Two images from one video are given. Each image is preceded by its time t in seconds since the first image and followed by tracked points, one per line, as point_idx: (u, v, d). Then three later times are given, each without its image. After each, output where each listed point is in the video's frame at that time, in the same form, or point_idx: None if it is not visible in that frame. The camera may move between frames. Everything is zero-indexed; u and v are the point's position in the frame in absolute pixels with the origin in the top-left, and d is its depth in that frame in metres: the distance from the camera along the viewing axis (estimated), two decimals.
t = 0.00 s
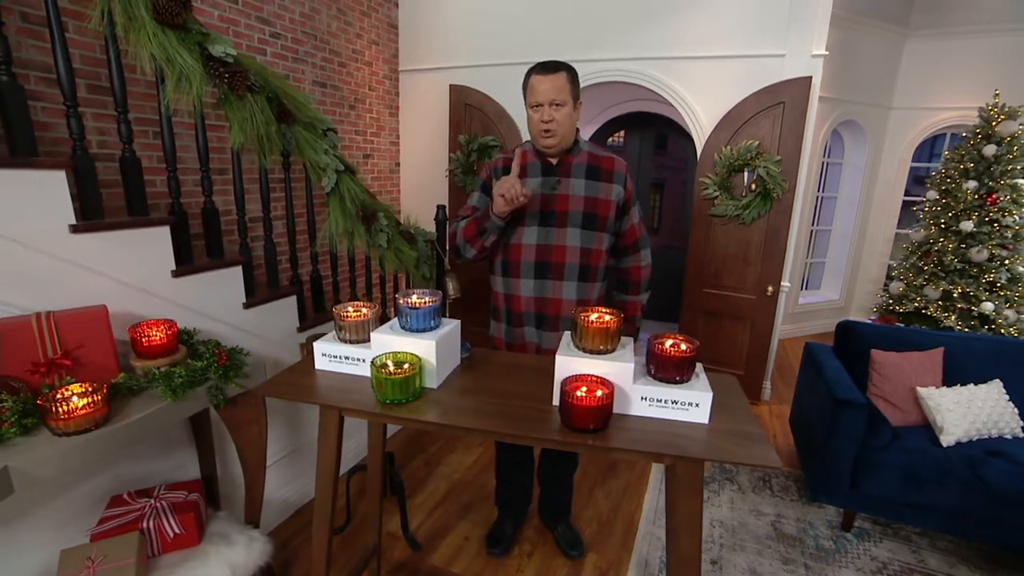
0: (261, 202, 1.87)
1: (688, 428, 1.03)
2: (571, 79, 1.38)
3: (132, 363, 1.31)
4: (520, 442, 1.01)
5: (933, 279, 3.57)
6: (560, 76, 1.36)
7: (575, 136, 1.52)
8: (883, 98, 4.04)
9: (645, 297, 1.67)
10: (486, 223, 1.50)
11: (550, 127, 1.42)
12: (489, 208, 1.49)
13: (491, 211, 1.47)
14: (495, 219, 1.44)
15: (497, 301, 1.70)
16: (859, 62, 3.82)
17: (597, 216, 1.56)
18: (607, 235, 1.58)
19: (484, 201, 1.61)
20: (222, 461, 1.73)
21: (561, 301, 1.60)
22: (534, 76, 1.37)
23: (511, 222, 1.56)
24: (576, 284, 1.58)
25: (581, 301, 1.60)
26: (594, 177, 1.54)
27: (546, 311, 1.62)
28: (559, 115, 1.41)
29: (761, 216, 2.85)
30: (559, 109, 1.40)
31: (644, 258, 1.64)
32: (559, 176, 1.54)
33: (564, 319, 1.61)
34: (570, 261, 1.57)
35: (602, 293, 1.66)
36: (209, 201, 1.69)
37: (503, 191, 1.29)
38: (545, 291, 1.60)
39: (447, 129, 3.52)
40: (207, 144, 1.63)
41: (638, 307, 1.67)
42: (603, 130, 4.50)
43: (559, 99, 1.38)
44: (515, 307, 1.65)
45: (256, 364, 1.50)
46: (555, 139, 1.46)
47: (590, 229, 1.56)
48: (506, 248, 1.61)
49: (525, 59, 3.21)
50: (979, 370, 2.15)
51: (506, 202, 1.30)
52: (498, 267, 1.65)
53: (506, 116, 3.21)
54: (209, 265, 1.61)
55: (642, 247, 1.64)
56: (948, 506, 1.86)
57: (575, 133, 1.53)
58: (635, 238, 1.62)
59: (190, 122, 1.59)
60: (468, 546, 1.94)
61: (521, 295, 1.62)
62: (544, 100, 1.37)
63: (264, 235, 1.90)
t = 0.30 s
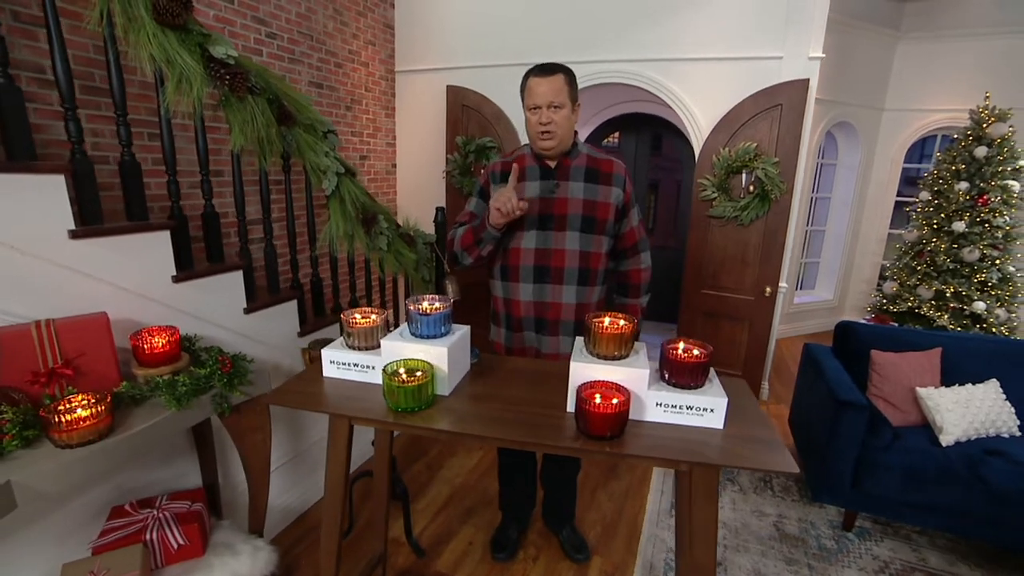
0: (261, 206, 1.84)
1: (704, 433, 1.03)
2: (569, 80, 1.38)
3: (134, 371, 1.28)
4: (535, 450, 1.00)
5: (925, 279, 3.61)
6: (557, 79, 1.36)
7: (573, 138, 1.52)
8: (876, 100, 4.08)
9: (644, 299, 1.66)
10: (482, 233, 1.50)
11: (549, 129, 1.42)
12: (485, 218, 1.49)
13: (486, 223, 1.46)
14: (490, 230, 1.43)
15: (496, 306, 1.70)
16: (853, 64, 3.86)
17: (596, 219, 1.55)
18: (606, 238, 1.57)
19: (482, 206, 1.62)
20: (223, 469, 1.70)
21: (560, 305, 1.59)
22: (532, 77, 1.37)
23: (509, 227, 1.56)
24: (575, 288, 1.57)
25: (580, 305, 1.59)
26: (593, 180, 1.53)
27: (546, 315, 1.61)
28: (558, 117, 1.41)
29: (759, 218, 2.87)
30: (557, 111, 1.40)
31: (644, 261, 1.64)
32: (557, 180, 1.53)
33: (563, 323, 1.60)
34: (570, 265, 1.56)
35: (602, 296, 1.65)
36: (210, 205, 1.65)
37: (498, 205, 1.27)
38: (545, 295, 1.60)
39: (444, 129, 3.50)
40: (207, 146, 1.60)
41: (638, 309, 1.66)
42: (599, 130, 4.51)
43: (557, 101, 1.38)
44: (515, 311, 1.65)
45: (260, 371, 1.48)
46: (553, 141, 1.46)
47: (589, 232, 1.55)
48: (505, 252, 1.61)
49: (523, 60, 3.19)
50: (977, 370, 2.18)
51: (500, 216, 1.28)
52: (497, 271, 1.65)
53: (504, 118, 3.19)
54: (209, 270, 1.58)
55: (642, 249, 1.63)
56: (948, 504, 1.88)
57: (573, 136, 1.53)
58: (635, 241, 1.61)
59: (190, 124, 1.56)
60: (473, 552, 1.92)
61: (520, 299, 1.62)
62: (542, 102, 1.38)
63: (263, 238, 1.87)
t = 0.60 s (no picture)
0: (257, 208, 1.81)
1: (714, 437, 1.02)
2: (561, 82, 1.38)
3: (130, 381, 1.25)
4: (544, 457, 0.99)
5: (915, 279, 3.66)
6: (549, 80, 1.35)
7: (566, 140, 1.51)
8: (865, 101, 4.13)
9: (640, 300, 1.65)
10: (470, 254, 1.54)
11: (541, 131, 1.41)
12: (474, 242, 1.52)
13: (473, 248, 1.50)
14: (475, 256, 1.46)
15: (490, 311, 1.69)
16: (842, 66, 3.90)
17: (589, 222, 1.54)
18: (600, 241, 1.56)
19: (471, 217, 1.67)
20: (220, 477, 1.67)
21: (554, 309, 1.58)
22: (523, 79, 1.37)
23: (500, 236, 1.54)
24: (569, 292, 1.57)
25: (574, 308, 1.59)
26: (586, 182, 1.53)
27: (540, 319, 1.60)
28: (550, 119, 1.40)
29: (753, 219, 2.89)
30: (549, 113, 1.39)
31: (639, 262, 1.63)
32: (549, 182, 1.53)
33: (557, 327, 1.60)
34: (564, 268, 1.55)
35: (597, 298, 1.64)
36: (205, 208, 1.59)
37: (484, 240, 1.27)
38: (539, 299, 1.59)
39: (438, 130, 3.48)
40: (203, 149, 1.56)
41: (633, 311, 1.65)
42: (593, 131, 4.51)
43: (548, 103, 1.37)
44: (508, 316, 1.64)
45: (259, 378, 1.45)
46: (545, 143, 1.45)
47: (582, 235, 1.55)
48: (498, 258, 1.60)
49: (518, 61, 3.18)
50: (969, 368, 2.21)
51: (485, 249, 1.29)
52: (490, 277, 1.65)
53: (499, 118, 3.18)
54: (206, 275, 1.55)
55: (636, 251, 1.62)
56: (944, 501, 1.90)
57: (566, 138, 1.52)
58: (629, 243, 1.61)
59: (185, 127, 1.52)
60: (474, 556, 1.91)
61: (513, 303, 1.61)
62: (533, 104, 1.37)
63: (259, 241, 1.84)
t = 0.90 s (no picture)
0: (251, 211, 1.77)
1: (721, 441, 1.02)
2: (548, 82, 1.37)
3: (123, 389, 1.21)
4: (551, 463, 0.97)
5: (905, 278, 3.70)
6: (536, 80, 1.34)
7: (554, 141, 1.50)
8: (854, 102, 4.17)
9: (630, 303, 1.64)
10: (462, 255, 1.53)
11: (528, 132, 1.40)
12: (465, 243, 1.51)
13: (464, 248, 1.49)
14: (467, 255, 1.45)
15: (479, 314, 1.68)
16: (833, 67, 3.94)
17: (578, 222, 1.53)
18: (589, 242, 1.55)
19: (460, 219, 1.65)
20: (216, 486, 1.63)
21: (542, 311, 1.57)
22: (510, 80, 1.35)
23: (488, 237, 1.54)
24: (558, 293, 1.56)
25: (563, 311, 1.58)
26: (575, 182, 1.52)
27: (528, 322, 1.59)
28: (537, 119, 1.39)
29: (747, 219, 2.91)
30: (537, 113, 1.38)
31: (629, 265, 1.61)
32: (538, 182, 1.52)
33: (546, 330, 1.58)
34: (551, 269, 1.54)
35: (586, 300, 1.63)
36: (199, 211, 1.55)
37: (474, 229, 1.26)
38: (527, 301, 1.58)
39: (431, 130, 3.45)
40: (195, 150, 1.52)
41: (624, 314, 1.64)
42: (586, 131, 4.51)
43: (536, 103, 1.37)
44: (497, 319, 1.63)
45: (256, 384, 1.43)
46: (533, 143, 1.44)
47: (571, 236, 1.54)
48: (486, 260, 1.59)
49: (513, 61, 3.17)
50: (962, 367, 2.23)
51: (478, 240, 1.28)
52: (479, 279, 1.63)
53: (493, 118, 3.16)
54: (199, 279, 1.52)
55: (627, 253, 1.61)
56: (940, 500, 1.92)
57: (554, 138, 1.51)
58: (619, 245, 1.59)
59: (177, 127, 1.48)
60: (473, 560, 1.89)
61: (502, 306, 1.60)
62: (520, 104, 1.36)
63: (253, 244, 1.81)
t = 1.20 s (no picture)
0: (246, 213, 1.74)
1: (728, 447, 1.00)
2: (540, 82, 1.36)
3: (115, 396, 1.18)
4: (558, 470, 0.95)
5: (899, 278, 3.73)
6: (528, 81, 1.33)
7: (546, 142, 1.49)
8: (848, 103, 4.19)
9: (623, 305, 1.62)
10: (453, 259, 1.52)
11: (520, 133, 1.39)
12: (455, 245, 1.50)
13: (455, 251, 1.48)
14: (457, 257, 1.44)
15: (470, 317, 1.66)
16: (827, 68, 3.95)
17: (570, 223, 1.52)
18: (581, 244, 1.53)
19: (450, 220, 1.63)
20: (211, 494, 1.60)
21: (533, 313, 1.55)
22: (501, 80, 1.34)
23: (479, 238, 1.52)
24: (550, 295, 1.54)
25: (555, 313, 1.56)
26: (567, 183, 1.50)
27: (519, 324, 1.57)
28: (529, 120, 1.38)
29: (743, 220, 2.91)
30: (528, 114, 1.37)
31: (622, 268, 1.60)
32: (529, 183, 1.50)
33: (538, 332, 1.57)
34: (543, 271, 1.52)
35: (577, 303, 1.61)
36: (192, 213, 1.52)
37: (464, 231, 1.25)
38: (518, 303, 1.56)
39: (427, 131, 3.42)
40: (189, 151, 1.49)
41: (616, 317, 1.62)
42: (582, 132, 4.50)
43: (527, 104, 1.35)
44: (488, 322, 1.61)
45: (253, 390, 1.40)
46: (524, 144, 1.42)
47: (562, 237, 1.52)
48: (477, 262, 1.57)
49: (510, 61, 3.15)
50: (959, 367, 2.24)
51: (469, 242, 1.27)
52: (469, 281, 1.62)
53: (489, 118, 3.14)
54: (194, 283, 1.49)
55: (620, 255, 1.59)
56: (939, 500, 1.92)
57: (546, 139, 1.50)
58: (612, 247, 1.57)
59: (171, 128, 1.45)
60: (473, 565, 1.88)
61: (492, 308, 1.58)
62: (511, 105, 1.35)
63: (248, 247, 1.77)
